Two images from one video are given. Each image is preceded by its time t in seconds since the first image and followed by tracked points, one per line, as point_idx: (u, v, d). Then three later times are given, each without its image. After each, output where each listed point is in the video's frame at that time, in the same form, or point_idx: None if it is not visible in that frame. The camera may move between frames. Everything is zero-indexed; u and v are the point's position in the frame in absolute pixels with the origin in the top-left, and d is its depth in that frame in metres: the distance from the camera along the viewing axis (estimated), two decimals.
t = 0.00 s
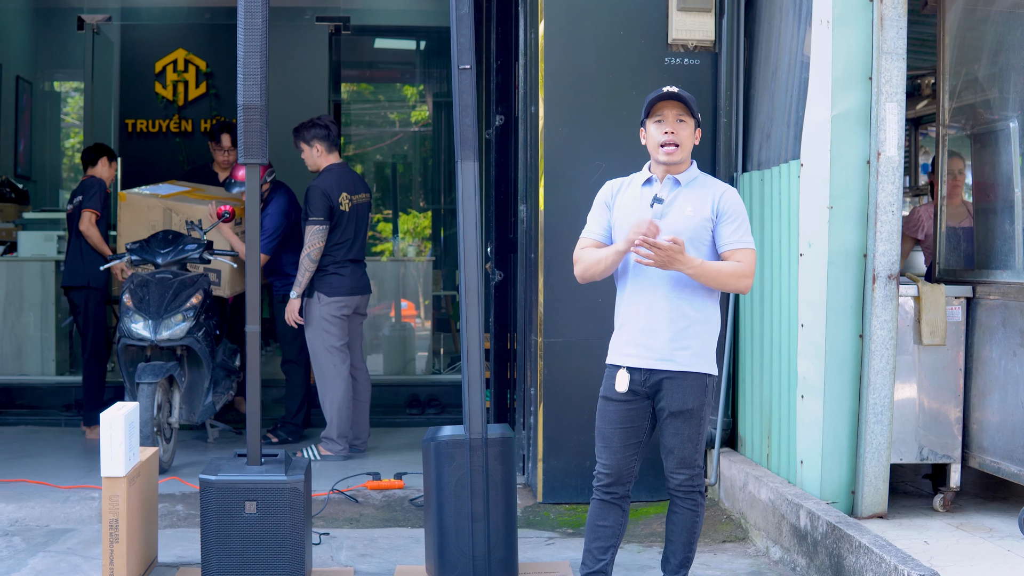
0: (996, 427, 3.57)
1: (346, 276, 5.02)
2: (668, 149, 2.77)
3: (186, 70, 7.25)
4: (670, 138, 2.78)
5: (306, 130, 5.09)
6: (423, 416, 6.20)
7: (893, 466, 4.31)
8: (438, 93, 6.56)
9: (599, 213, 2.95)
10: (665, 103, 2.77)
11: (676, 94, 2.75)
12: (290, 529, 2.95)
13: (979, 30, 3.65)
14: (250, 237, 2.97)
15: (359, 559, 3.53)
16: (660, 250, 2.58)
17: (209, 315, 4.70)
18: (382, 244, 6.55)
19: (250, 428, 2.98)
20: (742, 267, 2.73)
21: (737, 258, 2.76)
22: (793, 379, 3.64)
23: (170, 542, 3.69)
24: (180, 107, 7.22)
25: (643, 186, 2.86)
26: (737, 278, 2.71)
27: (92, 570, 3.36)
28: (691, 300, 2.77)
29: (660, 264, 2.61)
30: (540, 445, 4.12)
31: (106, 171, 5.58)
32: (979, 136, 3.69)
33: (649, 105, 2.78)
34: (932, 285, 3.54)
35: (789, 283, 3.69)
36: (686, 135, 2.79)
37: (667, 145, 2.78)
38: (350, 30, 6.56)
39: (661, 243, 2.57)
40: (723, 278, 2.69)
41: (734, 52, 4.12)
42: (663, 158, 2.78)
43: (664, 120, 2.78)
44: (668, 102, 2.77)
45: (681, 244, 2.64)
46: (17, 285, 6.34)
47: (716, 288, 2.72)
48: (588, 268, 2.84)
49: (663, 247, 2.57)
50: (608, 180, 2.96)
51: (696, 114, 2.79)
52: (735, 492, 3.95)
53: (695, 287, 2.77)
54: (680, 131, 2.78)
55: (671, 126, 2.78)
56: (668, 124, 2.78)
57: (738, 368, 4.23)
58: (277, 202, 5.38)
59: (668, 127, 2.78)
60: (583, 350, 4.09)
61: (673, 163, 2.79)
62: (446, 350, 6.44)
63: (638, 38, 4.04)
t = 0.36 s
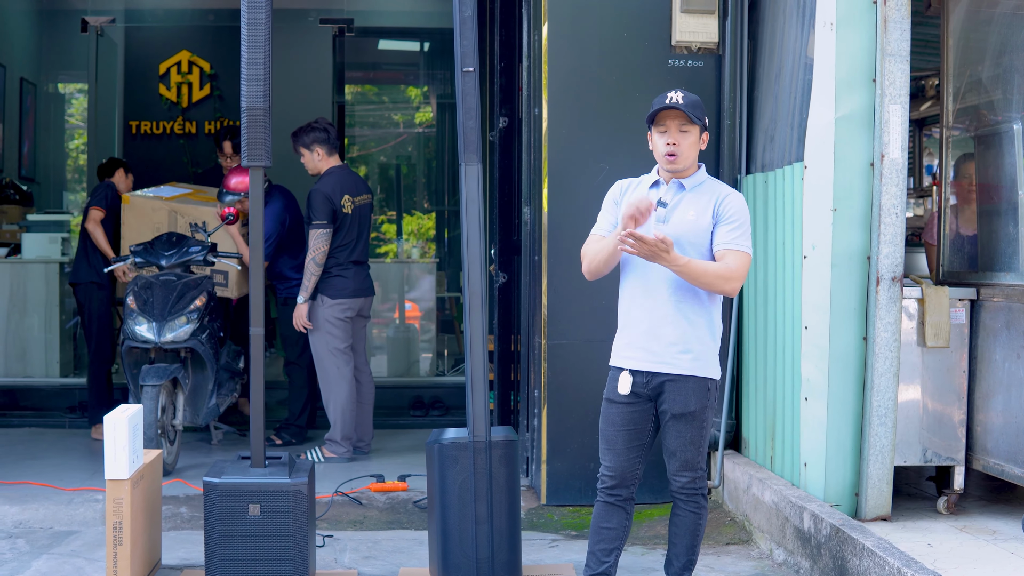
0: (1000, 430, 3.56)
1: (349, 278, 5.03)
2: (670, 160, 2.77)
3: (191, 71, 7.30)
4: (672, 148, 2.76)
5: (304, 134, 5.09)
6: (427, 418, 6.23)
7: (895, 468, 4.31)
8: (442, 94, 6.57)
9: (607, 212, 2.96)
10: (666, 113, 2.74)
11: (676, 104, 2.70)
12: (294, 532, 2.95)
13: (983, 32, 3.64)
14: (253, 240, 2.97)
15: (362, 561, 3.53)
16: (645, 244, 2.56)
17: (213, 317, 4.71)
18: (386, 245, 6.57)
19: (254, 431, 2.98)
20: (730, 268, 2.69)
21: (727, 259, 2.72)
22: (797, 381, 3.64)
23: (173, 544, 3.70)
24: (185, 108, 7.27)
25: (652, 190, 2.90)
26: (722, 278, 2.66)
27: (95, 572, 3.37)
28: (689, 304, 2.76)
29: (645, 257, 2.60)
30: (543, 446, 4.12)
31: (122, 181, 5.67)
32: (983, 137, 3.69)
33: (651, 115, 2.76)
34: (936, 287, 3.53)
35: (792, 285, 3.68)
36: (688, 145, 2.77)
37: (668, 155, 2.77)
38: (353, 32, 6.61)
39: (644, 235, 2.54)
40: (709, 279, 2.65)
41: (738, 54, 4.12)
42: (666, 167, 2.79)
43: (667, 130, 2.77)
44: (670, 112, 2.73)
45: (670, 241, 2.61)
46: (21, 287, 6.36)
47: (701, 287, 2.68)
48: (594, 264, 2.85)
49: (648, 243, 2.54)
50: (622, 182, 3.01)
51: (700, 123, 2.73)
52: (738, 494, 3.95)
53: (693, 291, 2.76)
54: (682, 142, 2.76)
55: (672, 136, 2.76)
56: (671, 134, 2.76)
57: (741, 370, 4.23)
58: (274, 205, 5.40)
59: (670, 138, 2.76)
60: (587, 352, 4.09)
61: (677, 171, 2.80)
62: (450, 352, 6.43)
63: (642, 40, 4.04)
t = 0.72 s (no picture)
0: (999, 430, 3.56)
1: (347, 277, 5.03)
2: (669, 156, 2.76)
3: (190, 71, 7.34)
4: (672, 144, 2.76)
5: (296, 138, 5.08)
6: (426, 418, 6.27)
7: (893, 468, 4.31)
8: (442, 94, 6.56)
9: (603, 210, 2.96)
10: (668, 109, 2.73)
11: (679, 101, 2.70)
12: (292, 532, 2.95)
13: (982, 31, 3.64)
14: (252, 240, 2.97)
15: (361, 561, 3.53)
16: (638, 242, 2.57)
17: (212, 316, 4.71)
18: (386, 246, 6.53)
19: (252, 431, 2.98)
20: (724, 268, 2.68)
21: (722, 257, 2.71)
22: (796, 381, 3.64)
23: (171, 544, 3.69)
24: (185, 108, 7.34)
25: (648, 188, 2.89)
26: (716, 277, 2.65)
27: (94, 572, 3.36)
28: (683, 303, 2.76)
29: (639, 255, 2.60)
30: (542, 446, 4.12)
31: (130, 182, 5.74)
32: (982, 137, 3.69)
33: (654, 110, 2.75)
34: (935, 287, 3.52)
35: (791, 284, 3.68)
36: (688, 143, 2.76)
37: (668, 151, 2.76)
38: (352, 31, 6.62)
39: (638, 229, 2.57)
40: (702, 278, 2.64)
41: (737, 54, 4.12)
42: (664, 163, 2.78)
43: (667, 125, 2.76)
44: (673, 108, 2.73)
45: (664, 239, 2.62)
46: (20, 287, 6.35)
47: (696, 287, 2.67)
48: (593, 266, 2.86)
49: (641, 240, 2.55)
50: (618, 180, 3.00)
51: (702, 122, 2.73)
52: (737, 494, 3.95)
53: (690, 290, 2.76)
54: (682, 139, 2.76)
55: (672, 132, 2.75)
56: (672, 130, 2.76)
57: (740, 370, 4.23)
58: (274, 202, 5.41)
59: (670, 134, 2.76)
60: (586, 352, 4.09)
61: (675, 168, 2.78)
62: (449, 352, 6.43)
63: (641, 40, 4.04)
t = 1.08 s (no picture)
0: (999, 430, 3.56)
1: (346, 278, 5.03)
2: (671, 152, 2.77)
3: (189, 71, 7.32)
4: (672, 141, 2.77)
5: (292, 140, 5.05)
6: (425, 418, 6.23)
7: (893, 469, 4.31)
8: (441, 94, 6.56)
9: (603, 212, 2.96)
10: (668, 106, 2.75)
11: (678, 97, 2.73)
12: (292, 532, 2.94)
13: (982, 31, 3.64)
14: (251, 240, 2.96)
15: (360, 562, 3.52)
16: (636, 243, 2.55)
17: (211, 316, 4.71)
18: (385, 245, 6.54)
19: (251, 431, 2.97)
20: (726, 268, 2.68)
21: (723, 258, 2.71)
22: (796, 381, 3.63)
23: (171, 545, 3.69)
24: (183, 108, 7.30)
25: (648, 188, 2.88)
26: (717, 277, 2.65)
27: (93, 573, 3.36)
28: (683, 303, 2.76)
29: (638, 255, 2.59)
30: (542, 447, 4.12)
31: (125, 172, 5.62)
32: (982, 137, 3.68)
33: (655, 106, 2.76)
34: (935, 287, 3.52)
35: (791, 285, 3.68)
36: (689, 139, 2.77)
37: (668, 147, 2.77)
38: (352, 32, 6.63)
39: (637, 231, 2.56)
40: (702, 278, 2.63)
41: (737, 54, 4.12)
42: (665, 160, 2.78)
43: (668, 122, 2.77)
44: (673, 105, 2.74)
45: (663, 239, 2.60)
46: (19, 287, 6.35)
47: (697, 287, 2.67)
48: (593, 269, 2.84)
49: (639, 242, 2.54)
50: (617, 181, 2.98)
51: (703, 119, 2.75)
52: (737, 495, 3.95)
53: (690, 290, 2.76)
54: (683, 135, 2.77)
55: (672, 128, 2.76)
56: (672, 127, 2.76)
57: (740, 371, 4.22)
58: (288, 197, 5.45)
59: (670, 131, 2.77)
60: (585, 352, 4.08)
61: (677, 165, 2.78)
62: (448, 352, 6.42)
63: (641, 40, 4.04)
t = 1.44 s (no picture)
0: (997, 432, 3.57)
1: (344, 280, 5.02)
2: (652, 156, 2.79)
3: (187, 72, 7.28)
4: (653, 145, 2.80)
5: (292, 140, 5.07)
6: (423, 420, 6.22)
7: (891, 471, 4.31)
8: (439, 95, 6.57)
9: (609, 217, 3.00)
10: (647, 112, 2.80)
11: (652, 101, 2.77)
12: (291, 534, 2.94)
13: (980, 33, 3.64)
14: (250, 242, 2.96)
15: (358, 563, 3.52)
16: (616, 255, 2.63)
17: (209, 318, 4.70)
18: (382, 247, 6.54)
19: (250, 433, 2.97)
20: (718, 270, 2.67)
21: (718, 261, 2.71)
22: (795, 383, 3.63)
23: (169, 546, 3.68)
24: (182, 109, 7.24)
25: (650, 191, 2.89)
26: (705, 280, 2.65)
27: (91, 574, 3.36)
28: (682, 305, 2.75)
29: (622, 267, 2.65)
30: (541, 448, 4.12)
31: (124, 170, 5.61)
32: (980, 139, 3.69)
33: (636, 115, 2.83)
34: (933, 289, 3.52)
35: (790, 286, 3.68)
36: (666, 141, 2.76)
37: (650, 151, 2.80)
38: (350, 33, 6.67)
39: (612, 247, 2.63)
40: (691, 285, 2.65)
41: (736, 56, 4.12)
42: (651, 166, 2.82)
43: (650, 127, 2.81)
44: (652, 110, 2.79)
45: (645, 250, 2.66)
46: (17, 288, 6.34)
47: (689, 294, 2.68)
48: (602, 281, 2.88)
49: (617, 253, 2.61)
50: (626, 184, 3.01)
51: (682, 119, 2.73)
52: (736, 496, 3.95)
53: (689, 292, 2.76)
54: (662, 138, 2.77)
55: (653, 132, 2.80)
56: (652, 131, 2.80)
57: (739, 372, 4.22)
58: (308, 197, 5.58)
59: (652, 135, 2.80)
60: (584, 354, 4.09)
61: (662, 168, 2.80)
62: (446, 353, 6.42)
63: (640, 42, 4.04)
